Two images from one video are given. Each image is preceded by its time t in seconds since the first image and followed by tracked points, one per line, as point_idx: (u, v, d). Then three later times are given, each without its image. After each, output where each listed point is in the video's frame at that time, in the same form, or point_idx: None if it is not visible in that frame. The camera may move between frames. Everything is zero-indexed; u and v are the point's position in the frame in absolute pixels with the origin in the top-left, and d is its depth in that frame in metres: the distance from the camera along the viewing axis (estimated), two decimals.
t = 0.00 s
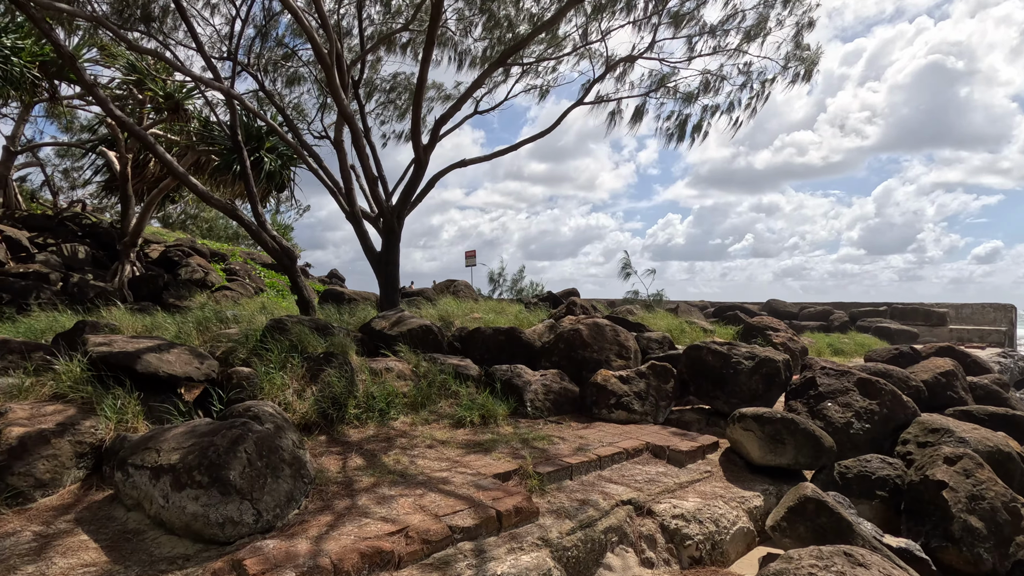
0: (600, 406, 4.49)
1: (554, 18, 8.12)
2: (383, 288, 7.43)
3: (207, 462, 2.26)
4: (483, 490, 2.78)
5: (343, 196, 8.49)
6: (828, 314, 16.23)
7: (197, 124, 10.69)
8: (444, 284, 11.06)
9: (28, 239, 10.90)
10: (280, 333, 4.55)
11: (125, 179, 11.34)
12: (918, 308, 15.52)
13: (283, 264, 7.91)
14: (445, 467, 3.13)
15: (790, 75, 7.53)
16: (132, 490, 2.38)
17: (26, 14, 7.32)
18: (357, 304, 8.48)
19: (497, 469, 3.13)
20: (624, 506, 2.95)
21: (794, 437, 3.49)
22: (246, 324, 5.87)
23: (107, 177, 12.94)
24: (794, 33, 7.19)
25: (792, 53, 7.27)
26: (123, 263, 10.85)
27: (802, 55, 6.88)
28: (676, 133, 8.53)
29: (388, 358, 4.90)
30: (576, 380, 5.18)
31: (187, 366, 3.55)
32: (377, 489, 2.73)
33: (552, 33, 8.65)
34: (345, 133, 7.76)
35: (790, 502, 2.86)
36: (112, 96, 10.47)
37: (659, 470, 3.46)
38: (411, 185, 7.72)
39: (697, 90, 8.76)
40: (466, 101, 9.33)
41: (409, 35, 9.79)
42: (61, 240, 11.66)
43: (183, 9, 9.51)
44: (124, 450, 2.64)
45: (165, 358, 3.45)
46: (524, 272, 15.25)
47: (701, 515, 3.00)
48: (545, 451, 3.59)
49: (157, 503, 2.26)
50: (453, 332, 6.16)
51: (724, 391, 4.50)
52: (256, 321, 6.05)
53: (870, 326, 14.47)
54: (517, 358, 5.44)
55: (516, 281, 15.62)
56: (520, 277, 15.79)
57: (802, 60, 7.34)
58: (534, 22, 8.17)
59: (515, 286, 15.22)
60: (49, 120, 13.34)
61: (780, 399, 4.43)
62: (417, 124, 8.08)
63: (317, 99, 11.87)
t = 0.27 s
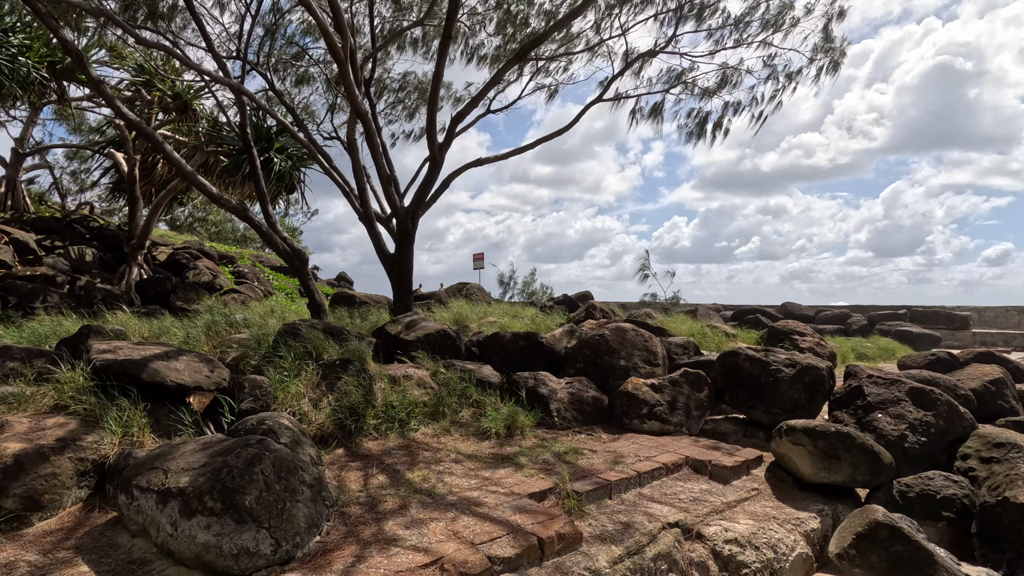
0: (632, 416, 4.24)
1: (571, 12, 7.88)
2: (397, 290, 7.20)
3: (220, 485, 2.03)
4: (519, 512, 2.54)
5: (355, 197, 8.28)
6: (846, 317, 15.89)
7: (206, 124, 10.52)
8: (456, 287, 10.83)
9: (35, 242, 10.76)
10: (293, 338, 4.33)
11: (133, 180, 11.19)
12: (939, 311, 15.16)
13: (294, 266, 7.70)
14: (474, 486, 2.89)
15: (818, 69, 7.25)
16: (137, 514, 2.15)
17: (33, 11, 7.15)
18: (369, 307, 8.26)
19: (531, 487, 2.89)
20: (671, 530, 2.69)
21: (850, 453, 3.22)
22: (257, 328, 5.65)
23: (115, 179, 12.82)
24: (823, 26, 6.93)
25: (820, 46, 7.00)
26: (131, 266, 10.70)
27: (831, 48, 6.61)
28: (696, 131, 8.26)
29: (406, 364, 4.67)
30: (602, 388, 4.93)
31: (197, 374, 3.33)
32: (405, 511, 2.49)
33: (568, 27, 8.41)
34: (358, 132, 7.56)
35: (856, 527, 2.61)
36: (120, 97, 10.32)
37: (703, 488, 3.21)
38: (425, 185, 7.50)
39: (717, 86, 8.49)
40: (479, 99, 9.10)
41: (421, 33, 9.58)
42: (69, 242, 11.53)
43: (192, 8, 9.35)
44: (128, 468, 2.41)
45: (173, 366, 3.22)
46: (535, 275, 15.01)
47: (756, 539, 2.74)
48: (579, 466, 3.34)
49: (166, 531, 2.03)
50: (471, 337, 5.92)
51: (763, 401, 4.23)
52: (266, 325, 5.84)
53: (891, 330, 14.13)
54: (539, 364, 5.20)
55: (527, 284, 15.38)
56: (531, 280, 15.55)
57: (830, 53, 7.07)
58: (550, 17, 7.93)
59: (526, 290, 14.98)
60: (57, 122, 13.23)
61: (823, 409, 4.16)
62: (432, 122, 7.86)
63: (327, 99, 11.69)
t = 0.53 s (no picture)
0: (660, 427, 4.01)
1: (584, 9, 7.68)
2: (405, 294, 6.97)
3: (233, 513, 1.79)
4: (559, 539, 2.30)
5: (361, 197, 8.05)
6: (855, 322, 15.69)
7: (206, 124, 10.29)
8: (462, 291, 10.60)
9: (31, 244, 10.50)
10: (301, 344, 4.09)
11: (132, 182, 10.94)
12: (949, 315, 14.97)
13: (298, 269, 7.46)
14: (504, 506, 2.66)
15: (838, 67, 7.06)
16: (136, 545, 1.91)
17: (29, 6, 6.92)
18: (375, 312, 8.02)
19: (566, 508, 2.65)
20: (723, 556, 2.45)
21: (906, 468, 2.99)
22: (261, 333, 5.41)
23: (113, 181, 12.57)
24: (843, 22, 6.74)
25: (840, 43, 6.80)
26: (130, 269, 10.45)
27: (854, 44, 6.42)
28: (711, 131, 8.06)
29: (420, 372, 4.43)
30: (624, 396, 4.69)
31: (201, 383, 3.09)
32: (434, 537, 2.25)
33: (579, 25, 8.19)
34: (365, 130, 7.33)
35: (927, 554, 2.38)
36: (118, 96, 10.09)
37: (748, 507, 2.97)
38: (434, 185, 7.27)
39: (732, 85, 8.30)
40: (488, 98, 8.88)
41: (426, 31, 9.38)
42: (66, 245, 11.27)
43: (194, 5, 9.13)
44: (127, 490, 2.17)
45: (175, 374, 2.98)
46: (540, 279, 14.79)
47: (815, 565, 2.51)
48: (612, 482, 3.10)
49: (170, 566, 1.79)
50: (483, 342, 5.69)
51: (799, 411, 4.00)
52: (271, 329, 5.60)
53: (901, 335, 13.93)
54: (557, 371, 4.96)
55: (532, 288, 15.15)
56: (535, 284, 15.33)
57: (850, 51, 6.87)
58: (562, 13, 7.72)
59: (530, 294, 14.75)
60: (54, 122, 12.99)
61: (863, 420, 3.93)
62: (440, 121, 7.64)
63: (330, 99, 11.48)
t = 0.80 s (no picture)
0: (681, 442, 3.78)
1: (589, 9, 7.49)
2: (405, 299, 6.71)
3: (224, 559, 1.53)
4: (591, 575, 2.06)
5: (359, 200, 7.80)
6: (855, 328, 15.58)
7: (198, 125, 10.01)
8: (460, 297, 10.34)
9: (14, 249, 10.15)
10: (298, 354, 3.82)
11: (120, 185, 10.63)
12: (950, 321, 14.90)
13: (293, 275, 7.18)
14: (526, 535, 2.41)
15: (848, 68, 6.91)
16: None
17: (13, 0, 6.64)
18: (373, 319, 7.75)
19: (594, 536, 2.40)
20: None
21: (957, 488, 2.76)
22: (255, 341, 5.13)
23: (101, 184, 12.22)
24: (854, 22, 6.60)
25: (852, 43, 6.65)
26: (117, 275, 10.13)
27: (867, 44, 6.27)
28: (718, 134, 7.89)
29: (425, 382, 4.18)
30: (639, 407, 4.46)
31: (190, 398, 2.82)
32: None
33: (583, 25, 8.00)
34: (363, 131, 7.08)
35: None
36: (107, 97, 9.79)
37: (787, 531, 2.74)
38: (434, 188, 7.02)
39: (738, 87, 8.14)
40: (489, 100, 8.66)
41: (425, 31, 9.16)
42: (51, 250, 10.90)
43: (186, 2, 8.86)
44: (102, 525, 1.89)
45: (161, 389, 2.71)
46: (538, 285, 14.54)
47: None
48: (638, 503, 2.86)
49: None
50: (488, 350, 5.43)
51: (828, 424, 3.78)
52: (264, 337, 5.32)
53: (903, 341, 13.82)
54: (567, 382, 4.73)
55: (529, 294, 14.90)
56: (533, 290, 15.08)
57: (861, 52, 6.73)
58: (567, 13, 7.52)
59: (528, 300, 14.50)
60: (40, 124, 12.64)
61: (896, 433, 3.72)
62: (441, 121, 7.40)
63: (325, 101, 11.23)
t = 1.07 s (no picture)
0: (692, 449, 3.53)
1: None
2: (392, 298, 6.39)
3: None
4: None
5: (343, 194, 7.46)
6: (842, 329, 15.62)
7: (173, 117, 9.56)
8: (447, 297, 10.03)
9: None
10: (277, 356, 3.50)
11: (90, 179, 10.10)
12: (934, 322, 15.01)
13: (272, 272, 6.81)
14: (537, 561, 2.13)
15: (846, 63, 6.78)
16: None
17: None
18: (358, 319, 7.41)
19: (614, 560, 2.14)
20: None
21: (998, 499, 2.56)
22: (230, 342, 4.77)
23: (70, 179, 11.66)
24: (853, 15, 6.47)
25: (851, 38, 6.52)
26: (86, 273, 9.61)
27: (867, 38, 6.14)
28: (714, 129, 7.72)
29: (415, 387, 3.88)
30: (643, 412, 4.21)
31: (153, 407, 2.49)
32: None
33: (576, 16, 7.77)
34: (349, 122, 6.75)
35: None
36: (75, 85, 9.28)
37: (819, 549, 2.50)
38: (423, 182, 6.73)
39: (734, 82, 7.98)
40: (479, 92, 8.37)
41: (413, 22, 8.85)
42: (14, 247, 10.32)
43: None
44: (36, 563, 1.57)
45: (118, 396, 2.37)
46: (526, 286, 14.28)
47: None
48: (656, 519, 2.60)
49: None
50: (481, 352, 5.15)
51: (847, 429, 3.57)
52: (241, 338, 4.97)
53: (890, 341, 13.86)
54: (566, 386, 4.46)
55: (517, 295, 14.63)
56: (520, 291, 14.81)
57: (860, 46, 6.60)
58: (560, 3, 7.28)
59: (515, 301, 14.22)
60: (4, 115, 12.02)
61: (917, 439, 3.52)
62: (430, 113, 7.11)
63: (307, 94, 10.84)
